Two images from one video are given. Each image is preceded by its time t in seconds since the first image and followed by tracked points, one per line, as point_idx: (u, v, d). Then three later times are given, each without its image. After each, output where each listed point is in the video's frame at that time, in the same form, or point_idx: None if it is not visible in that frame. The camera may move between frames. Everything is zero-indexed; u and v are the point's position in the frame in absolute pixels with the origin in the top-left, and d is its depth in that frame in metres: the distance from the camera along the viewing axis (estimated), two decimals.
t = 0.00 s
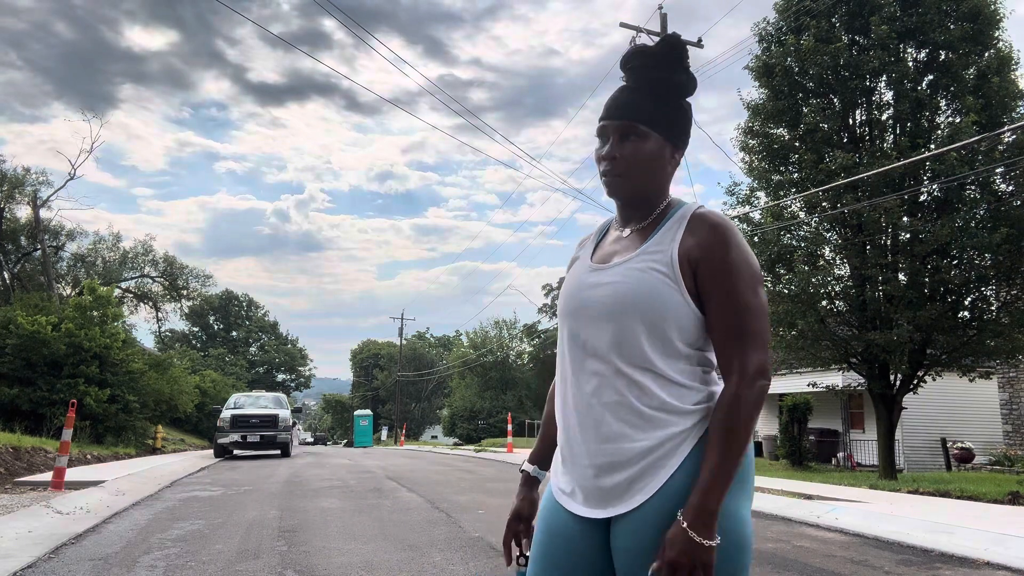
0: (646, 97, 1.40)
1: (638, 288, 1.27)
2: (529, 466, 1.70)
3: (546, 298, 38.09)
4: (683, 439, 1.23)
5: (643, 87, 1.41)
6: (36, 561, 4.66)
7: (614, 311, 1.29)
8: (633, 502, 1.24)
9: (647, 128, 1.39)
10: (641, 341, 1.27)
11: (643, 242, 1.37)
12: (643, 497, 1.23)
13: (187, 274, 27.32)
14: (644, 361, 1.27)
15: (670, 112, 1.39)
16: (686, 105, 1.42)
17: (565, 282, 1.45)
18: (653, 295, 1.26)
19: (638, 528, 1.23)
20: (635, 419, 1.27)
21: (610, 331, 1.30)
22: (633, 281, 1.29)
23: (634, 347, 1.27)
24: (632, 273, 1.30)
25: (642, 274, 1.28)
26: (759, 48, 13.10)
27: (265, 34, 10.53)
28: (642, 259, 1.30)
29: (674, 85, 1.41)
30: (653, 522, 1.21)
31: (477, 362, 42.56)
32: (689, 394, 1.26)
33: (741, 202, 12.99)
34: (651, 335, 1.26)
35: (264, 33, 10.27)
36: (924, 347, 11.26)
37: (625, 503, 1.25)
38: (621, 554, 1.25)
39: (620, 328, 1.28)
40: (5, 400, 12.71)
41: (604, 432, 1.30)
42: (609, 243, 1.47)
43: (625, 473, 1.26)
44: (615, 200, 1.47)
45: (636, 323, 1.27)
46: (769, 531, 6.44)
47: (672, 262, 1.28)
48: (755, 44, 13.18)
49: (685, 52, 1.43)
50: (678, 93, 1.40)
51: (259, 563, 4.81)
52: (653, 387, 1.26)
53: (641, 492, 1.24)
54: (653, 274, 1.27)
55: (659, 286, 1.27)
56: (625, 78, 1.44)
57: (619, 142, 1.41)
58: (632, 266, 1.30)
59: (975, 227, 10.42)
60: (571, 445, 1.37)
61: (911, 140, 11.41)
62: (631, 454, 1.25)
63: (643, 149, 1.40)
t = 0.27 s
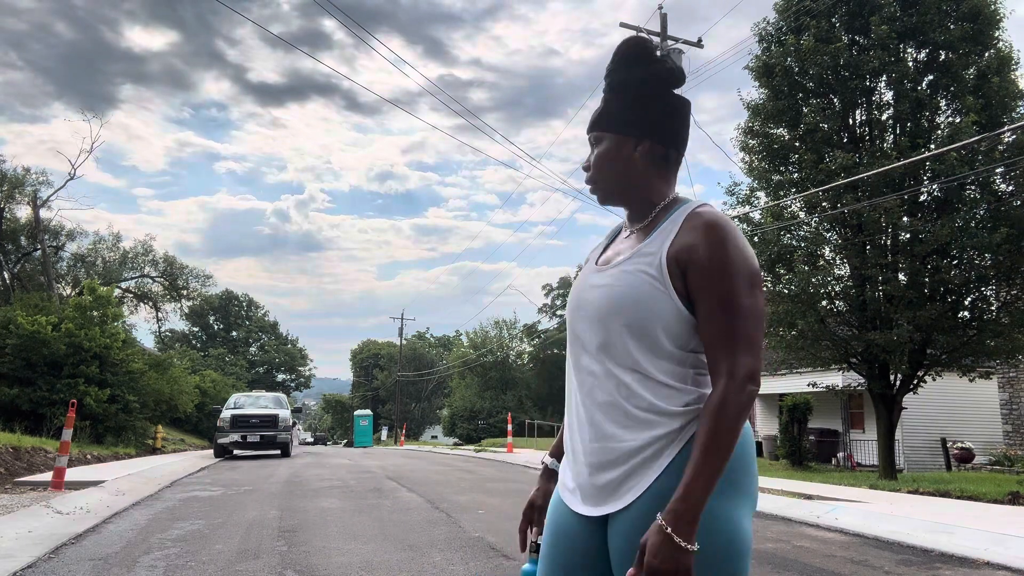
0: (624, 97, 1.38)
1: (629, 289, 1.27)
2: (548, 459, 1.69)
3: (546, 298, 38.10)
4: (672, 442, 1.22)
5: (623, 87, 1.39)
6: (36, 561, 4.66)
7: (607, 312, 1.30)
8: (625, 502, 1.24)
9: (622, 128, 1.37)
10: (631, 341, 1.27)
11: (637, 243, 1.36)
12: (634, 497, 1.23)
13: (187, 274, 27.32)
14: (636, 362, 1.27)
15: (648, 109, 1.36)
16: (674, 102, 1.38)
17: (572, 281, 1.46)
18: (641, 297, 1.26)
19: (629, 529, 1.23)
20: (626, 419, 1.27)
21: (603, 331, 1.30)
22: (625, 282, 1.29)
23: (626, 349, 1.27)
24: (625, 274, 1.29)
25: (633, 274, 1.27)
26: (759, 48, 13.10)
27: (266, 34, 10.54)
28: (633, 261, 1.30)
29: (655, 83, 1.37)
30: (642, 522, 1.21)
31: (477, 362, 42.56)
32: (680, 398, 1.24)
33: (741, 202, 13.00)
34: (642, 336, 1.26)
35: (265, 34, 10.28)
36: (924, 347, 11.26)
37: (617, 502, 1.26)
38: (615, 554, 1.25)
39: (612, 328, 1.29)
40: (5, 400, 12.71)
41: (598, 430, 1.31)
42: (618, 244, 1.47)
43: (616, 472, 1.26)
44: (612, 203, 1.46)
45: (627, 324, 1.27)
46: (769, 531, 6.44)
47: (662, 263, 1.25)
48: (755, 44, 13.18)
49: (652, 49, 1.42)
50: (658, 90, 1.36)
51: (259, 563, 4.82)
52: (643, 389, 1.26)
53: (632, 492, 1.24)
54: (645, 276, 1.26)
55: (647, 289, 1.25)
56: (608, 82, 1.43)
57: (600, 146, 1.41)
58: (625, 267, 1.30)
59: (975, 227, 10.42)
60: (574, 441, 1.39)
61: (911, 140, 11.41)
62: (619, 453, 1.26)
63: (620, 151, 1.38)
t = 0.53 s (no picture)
0: (620, 101, 1.38)
1: (627, 288, 1.27)
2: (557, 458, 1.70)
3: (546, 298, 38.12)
4: (670, 442, 1.22)
5: (616, 93, 1.39)
6: (36, 561, 4.66)
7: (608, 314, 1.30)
8: (623, 501, 1.25)
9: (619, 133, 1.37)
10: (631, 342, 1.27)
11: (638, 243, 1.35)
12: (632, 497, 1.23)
13: (188, 275, 27.33)
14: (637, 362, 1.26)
15: (643, 112, 1.35)
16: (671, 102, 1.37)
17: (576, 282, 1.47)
18: (641, 293, 1.25)
19: (625, 526, 1.23)
20: (624, 419, 1.27)
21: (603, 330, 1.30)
22: (623, 281, 1.28)
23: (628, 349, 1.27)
24: (625, 274, 1.29)
25: (632, 273, 1.27)
26: (759, 48, 13.09)
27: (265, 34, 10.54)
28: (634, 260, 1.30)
29: (649, 85, 1.36)
30: (638, 520, 1.21)
31: (477, 362, 42.56)
32: (679, 396, 1.24)
33: (741, 202, 13.00)
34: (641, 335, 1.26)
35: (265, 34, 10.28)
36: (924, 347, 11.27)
37: (618, 500, 1.26)
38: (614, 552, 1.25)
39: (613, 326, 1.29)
40: (5, 400, 12.71)
41: (599, 429, 1.31)
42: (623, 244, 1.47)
43: (618, 470, 1.26)
44: (616, 209, 1.45)
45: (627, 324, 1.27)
46: (769, 531, 6.45)
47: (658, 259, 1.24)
48: (755, 44, 13.17)
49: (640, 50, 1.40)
50: (653, 91, 1.35)
51: (259, 563, 4.82)
52: (644, 389, 1.26)
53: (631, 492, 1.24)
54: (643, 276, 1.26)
55: (646, 288, 1.25)
56: (603, 88, 1.43)
57: (598, 153, 1.41)
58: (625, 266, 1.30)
59: (975, 227, 10.42)
60: (576, 441, 1.40)
61: (911, 140, 11.42)
62: (619, 452, 1.26)
63: (617, 156, 1.38)
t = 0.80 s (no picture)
0: (629, 100, 1.37)
1: (627, 280, 1.27)
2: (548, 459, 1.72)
3: (546, 298, 38.10)
4: (670, 436, 1.22)
5: (625, 91, 1.38)
6: (36, 561, 4.67)
7: (608, 306, 1.29)
8: (622, 498, 1.25)
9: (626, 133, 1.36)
10: (631, 334, 1.26)
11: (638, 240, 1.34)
12: (632, 495, 1.23)
13: (188, 275, 27.33)
14: (637, 354, 1.26)
15: (649, 111, 1.36)
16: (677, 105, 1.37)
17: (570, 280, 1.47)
18: (641, 285, 1.25)
19: (625, 526, 1.23)
20: (624, 415, 1.27)
21: (603, 320, 1.30)
22: (624, 273, 1.28)
23: (629, 342, 1.26)
24: (625, 266, 1.29)
25: (630, 265, 1.27)
26: (759, 48, 13.09)
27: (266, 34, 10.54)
28: (632, 253, 1.28)
29: (658, 86, 1.36)
30: (638, 519, 1.21)
31: (477, 362, 42.54)
32: (679, 391, 1.25)
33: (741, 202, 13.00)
34: (643, 327, 1.25)
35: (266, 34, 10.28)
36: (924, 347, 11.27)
37: (617, 498, 1.26)
38: (613, 552, 1.25)
39: (613, 316, 1.28)
40: (5, 400, 12.71)
41: (597, 425, 1.31)
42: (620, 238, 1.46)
43: (617, 466, 1.26)
44: (616, 206, 1.45)
45: (628, 316, 1.26)
46: (769, 531, 6.44)
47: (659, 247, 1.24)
48: (755, 44, 13.17)
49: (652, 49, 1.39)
50: (662, 94, 1.36)
51: (259, 563, 4.82)
52: (644, 382, 1.26)
53: (631, 489, 1.24)
54: (644, 269, 1.25)
55: (647, 279, 1.24)
56: (610, 85, 1.42)
57: (602, 151, 1.40)
58: (624, 259, 1.29)
59: (975, 227, 10.43)
60: (572, 435, 1.40)
61: (911, 140, 11.41)
62: (618, 448, 1.26)
63: (624, 153, 1.37)
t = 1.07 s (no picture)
0: (632, 101, 1.36)
1: (634, 274, 1.27)
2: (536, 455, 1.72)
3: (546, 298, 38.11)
4: (675, 430, 1.23)
5: (627, 90, 1.37)
6: (36, 561, 4.67)
7: (613, 298, 1.29)
8: (623, 494, 1.24)
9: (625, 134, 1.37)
10: (637, 327, 1.27)
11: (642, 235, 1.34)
12: (634, 492, 1.23)
13: (188, 275, 27.34)
14: (642, 347, 1.26)
15: (649, 112, 1.35)
16: (677, 105, 1.35)
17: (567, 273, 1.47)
18: (650, 278, 1.25)
19: (625, 524, 1.23)
20: (629, 408, 1.27)
21: (609, 312, 1.30)
22: (630, 266, 1.28)
23: (634, 335, 1.27)
24: (632, 260, 1.29)
25: (638, 259, 1.27)
26: (759, 48, 13.08)
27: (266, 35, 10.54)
28: (638, 247, 1.29)
29: (659, 86, 1.35)
30: (639, 518, 1.21)
31: (477, 362, 42.53)
32: (683, 385, 1.26)
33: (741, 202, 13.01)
34: (649, 321, 1.26)
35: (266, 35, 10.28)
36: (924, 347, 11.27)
37: (617, 495, 1.25)
38: (612, 548, 1.25)
39: (619, 308, 1.28)
40: (5, 400, 12.71)
41: (599, 419, 1.30)
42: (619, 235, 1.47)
43: (618, 460, 1.26)
44: (616, 204, 1.46)
45: (635, 309, 1.26)
46: (769, 531, 6.44)
47: (668, 239, 1.24)
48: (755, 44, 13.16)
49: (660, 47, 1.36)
50: (664, 95, 1.34)
51: (259, 563, 4.82)
52: (649, 376, 1.26)
53: (633, 486, 1.23)
54: (652, 261, 1.25)
55: (654, 273, 1.25)
56: (616, 81, 1.42)
57: (607, 149, 1.41)
58: (629, 253, 1.30)
59: (975, 227, 10.43)
60: (570, 432, 1.39)
61: (911, 140, 11.41)
62: (622, 441, 1.26)
63: (625, 156, 1.38)
